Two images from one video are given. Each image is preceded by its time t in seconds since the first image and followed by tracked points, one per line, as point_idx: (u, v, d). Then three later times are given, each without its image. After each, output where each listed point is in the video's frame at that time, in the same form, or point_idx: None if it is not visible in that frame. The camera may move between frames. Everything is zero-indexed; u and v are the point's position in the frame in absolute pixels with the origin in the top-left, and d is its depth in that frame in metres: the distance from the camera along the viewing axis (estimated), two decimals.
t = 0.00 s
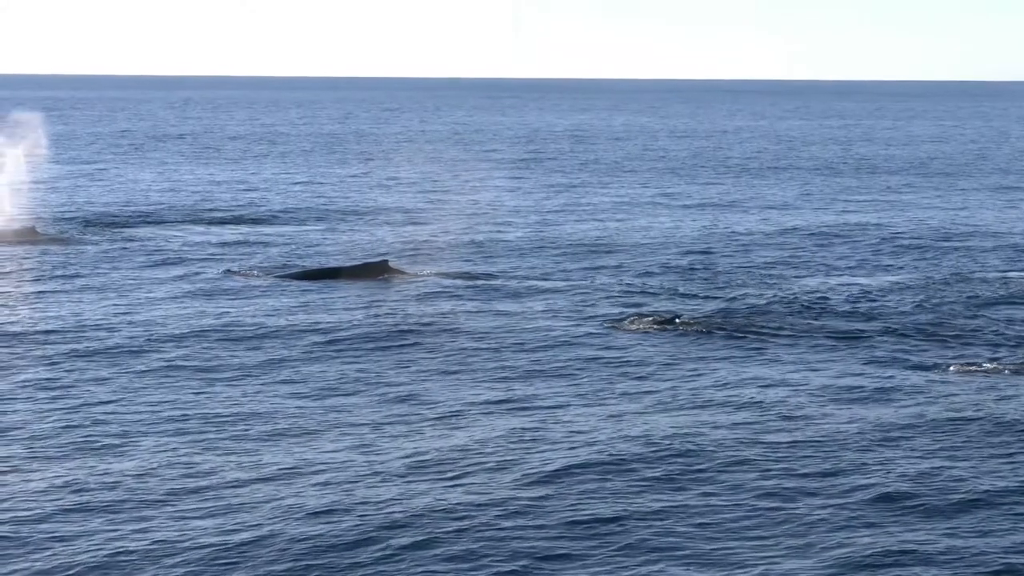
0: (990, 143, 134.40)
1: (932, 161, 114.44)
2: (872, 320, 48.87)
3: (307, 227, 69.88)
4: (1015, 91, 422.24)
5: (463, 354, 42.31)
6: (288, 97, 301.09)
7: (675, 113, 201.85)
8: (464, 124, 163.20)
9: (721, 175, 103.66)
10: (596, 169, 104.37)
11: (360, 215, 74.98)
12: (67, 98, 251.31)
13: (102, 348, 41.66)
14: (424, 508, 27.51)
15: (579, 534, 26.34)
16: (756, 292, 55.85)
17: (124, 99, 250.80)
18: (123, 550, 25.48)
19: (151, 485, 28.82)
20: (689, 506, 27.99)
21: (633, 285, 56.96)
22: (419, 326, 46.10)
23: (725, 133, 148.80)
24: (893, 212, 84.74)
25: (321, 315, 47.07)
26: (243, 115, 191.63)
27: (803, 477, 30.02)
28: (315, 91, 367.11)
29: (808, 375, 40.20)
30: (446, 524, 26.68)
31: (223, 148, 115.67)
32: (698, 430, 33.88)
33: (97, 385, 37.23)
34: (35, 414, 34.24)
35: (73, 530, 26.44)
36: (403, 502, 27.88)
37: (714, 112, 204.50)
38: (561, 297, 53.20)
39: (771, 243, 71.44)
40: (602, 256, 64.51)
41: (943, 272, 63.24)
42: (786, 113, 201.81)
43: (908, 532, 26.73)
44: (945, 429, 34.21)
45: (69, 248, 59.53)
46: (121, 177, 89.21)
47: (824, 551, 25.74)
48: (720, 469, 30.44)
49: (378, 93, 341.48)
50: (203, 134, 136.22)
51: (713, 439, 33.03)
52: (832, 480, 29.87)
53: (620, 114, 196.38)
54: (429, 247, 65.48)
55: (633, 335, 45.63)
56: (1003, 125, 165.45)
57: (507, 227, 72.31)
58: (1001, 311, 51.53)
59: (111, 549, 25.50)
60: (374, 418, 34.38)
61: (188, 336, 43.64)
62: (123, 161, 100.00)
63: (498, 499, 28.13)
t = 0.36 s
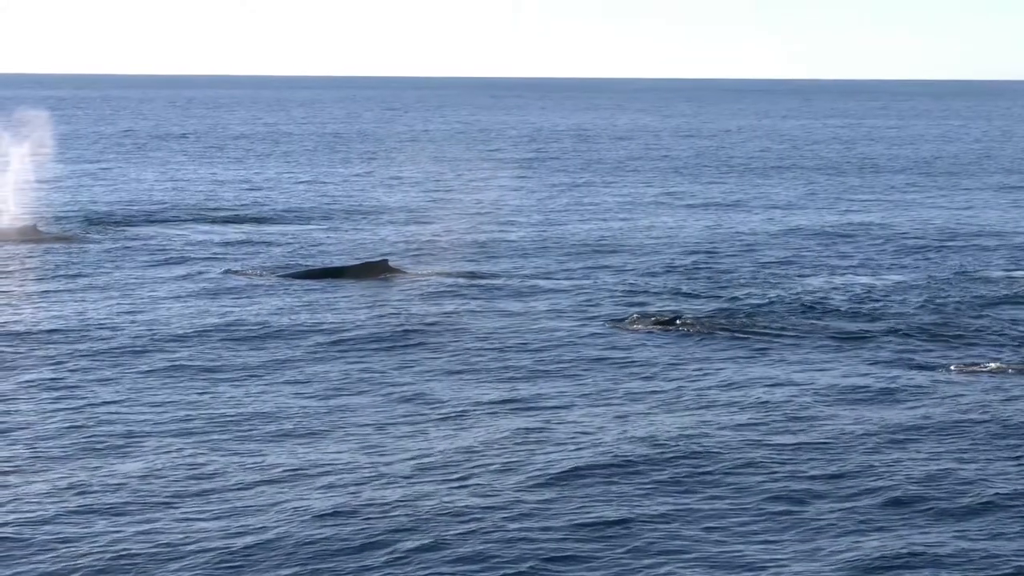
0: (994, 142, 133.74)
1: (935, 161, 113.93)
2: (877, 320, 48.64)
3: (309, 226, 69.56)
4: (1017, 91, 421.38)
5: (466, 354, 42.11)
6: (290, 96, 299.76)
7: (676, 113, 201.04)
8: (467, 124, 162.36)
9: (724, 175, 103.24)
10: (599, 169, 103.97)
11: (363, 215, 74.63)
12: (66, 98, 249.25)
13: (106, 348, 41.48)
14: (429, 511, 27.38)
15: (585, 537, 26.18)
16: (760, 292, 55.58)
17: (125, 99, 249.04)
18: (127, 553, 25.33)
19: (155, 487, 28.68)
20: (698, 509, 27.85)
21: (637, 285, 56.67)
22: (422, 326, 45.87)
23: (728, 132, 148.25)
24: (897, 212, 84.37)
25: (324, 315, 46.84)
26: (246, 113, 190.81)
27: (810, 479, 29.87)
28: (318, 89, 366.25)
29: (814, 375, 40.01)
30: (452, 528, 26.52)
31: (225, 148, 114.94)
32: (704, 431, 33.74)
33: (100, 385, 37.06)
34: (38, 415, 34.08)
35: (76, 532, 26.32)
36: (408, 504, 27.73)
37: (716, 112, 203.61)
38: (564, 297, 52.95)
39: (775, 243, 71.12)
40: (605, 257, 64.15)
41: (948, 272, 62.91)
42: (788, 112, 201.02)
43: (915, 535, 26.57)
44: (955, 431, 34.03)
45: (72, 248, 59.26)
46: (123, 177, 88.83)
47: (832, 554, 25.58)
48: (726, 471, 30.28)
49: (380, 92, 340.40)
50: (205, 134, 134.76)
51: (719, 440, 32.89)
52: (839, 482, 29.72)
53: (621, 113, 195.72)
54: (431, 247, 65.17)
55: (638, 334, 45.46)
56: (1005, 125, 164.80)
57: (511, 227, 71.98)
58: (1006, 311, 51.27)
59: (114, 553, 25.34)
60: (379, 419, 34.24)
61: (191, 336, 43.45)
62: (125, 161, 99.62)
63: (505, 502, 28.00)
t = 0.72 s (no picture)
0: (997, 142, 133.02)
1: (938, 161, 113.38)
2: (879, 320, 48.44)
3: (311, 226, 69.20)
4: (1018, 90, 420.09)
5: (468, 355, 41.87)
6: (291, 94, 298.07)
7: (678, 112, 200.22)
8: (469, 123, 161.84)
9: (727, 174, 102.70)
10: (602, 168, 103.49)
11: (365, 215, 74.31)
12: (67, 97, 247.93)
13: (108, 348, 41.27)
14: (434, 514, 27.21)
15: (591, 540, 26.03)
16: (763, 292, 55.30)
17: (126, 98, 247.81)
18: (130, 555, 25.16)
19: (157, 489, 28.51)
20: (703, 511, 27.69)
21: (639, 285, 56.41)
22: (424, 326, 45.66)
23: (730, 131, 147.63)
24: (899, 212, 83.99)
25: (326, 315, 46.60)
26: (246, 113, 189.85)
27: (817, 480, 29.71)
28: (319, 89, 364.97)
29: (819, 376, 39.83)
30: (456, 531, 26.36)
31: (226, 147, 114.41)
32: (709, 433, 33.57)
33: (103, 385, 36.86)
34: (40, 416, 33.89)
35: (79, 534, 26.15)
36: (413, 507, 27.56)
37: (717, 111, 202.29)
38: (567, 296, 52.68)
39: (778, 242, 70.70)
40: (607, 257, 63.82)
41: (951, 272, 62.58)
42: (790, 112, 200.02)
43: (923, 538, 26.41)
44: (961, 433, 33.85)
45: (73, 247, 58.91)
46: (125, 176, 88.51)
47: (840, 557, 25.42)
48: (731, 473, 30.12)
49: (382, 91, 339.09)
50: (207, 134, 133.85)
51: (724, 442, 32.72)
52: (845, 484, 29.57)
53: (622, 113, 194.92)
54: (434, 247, 64.84)
55: (642, 334, 45.26)
56: (1008, 125, 163.92)
57: (513, 227, 71.59)
58: (1010, 311, 51.01)
59: (118, 555, 25.15)
60: (382, 419, 34.08)
61: (193, 335, 43.24)
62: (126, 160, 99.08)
63: (510, 505, 27.84)
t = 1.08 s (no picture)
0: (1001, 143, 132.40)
1: (942, 160, 112.81)
2: (882, 320, 48.24)
3: (313, 226, 68.89)
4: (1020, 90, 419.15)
5: (471, 355, 41.68)
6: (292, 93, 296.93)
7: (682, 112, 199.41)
8: (472, 123, 161.26)
9: (730, 174, 102.24)
10: (604, 168, 103.07)
11: (367, 214, 74.08)
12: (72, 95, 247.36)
13: (108, 347, 41.14)
14: (437, 516, 27.10)
15: (595, 542, 25.91)
16: (766, 292, 55.08)
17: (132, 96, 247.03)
18: (133, 557, 25.06)
19: (160, 490, 28.41)
20: (707, 513, 27.56)
21: (642, 285, 56.16)
22: (426, 326, 45.47)
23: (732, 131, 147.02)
24: (902, 211, 83.63)
25: (328, 315, 46.42)
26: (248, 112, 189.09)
27: (821, 482, 29.59)
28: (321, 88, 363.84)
29: (823, 376, 39.66)
30: (459, 534, 26.22)
31: (228, 147, 114.01)
32: (713, 434, 33.44)
33: (104, 385, 36.75)
34: (41, 416, 33.77)
35: (81, 535, 26.03)
36: (416, 509, 27.44)
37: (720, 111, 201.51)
38: (569, 296, 52.46)
39: (781, 242, 70.36)
40: (609, 256, 63.58)
41: (954, 271, 62.30)
42: (793, 111, 199.20)
43: (928, 540, 26.30)
44: (966, 434, 33.71)
45: (75, 247, 58.66)
46: (127, 175, 88.31)
47: (845, 559, 25.30)
48: (736, 475, 29.98)
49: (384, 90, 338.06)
50: (210, 134, 132.15)
51: (727, 443, 32.60)
52: (849, 485, 29.44)
53: (624, 112, 194.27)
54: (436, 247, 64.52)
55: (644, 334, 45.09)
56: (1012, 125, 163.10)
57: (516, 227, 71.27)
58: (1014, 310, 50.77)
59: (121, 558, 25.04)
60: (384, 421, 33.93)
61: (194, 335, 43.08)
62: (127, 160, 98.62)
63: (512, 506, 27.73)
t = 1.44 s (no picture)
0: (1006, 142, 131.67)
1: (946, 160, 112.12)
2: (888, 320, 47.92)
3: (315, 225, 68.43)
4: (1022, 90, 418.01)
5: (475, 356, 41.39)
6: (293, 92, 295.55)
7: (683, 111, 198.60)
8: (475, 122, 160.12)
9: (734, 173, 101.61)
10: (608, 167, 102.39)
11: (369, 213, 73.67)
12: (72, 96, 246.37)
13: (111, 347, 40.90)
14: (444, 519, 26.91)
15: (604, 544, 25.73)
16: (771, 292, 54.75)
17: (132, 96, 245.89)
18: (139, 560, 24.86)
19: (165, 491, 28.22)
20: (717, 515, 27.36)
21: (646, 285, 55.80)
22: (430, 326, 45.16)
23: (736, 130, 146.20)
24: (906, 211, 83.16)
25: (331, 315, 46.13)
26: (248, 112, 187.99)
27: (830, 484, 29.38)
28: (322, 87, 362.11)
29: (830, 377, 39.40)
30: (467, 537, 26.02)
31: (230, 146, 113.46)
32: (720, 435, 33.21)
33: (107, 385, 36.53)
34: (44, 416, 33.54)
35: (86, 536, 25.85)
36: (423, 512, 27.24)
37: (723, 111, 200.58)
38: (574, 296, 52.12)
39: (785, 243, 69.93)
40: (613, 256, 63.20)
41: (959, 271, 61.92)
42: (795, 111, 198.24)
43: (939, 543, 26.12)
44: (975, 436, 33.49)
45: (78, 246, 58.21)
46: (128, 174, 87.91)
47: (856, 562, 25.12)
48: (744, 477, 29.78)
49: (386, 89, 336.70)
50: (212, 134, 129.29)
51: (735, 445, 32.37)
52: (859, 487, 29.23)
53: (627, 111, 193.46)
54: (439, 246, 64.08)
55: (650, 334, 44.82)
56: (1015, 124, 162.32)
57: (519, 226, 70.81)
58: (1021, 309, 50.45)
59: (127, 560, 24.84)
60: (388, 422, 33.67)
61: (197, 335, 42.82)
62: (129, 159, 97.87)
63: (520, 509, 27.52)
